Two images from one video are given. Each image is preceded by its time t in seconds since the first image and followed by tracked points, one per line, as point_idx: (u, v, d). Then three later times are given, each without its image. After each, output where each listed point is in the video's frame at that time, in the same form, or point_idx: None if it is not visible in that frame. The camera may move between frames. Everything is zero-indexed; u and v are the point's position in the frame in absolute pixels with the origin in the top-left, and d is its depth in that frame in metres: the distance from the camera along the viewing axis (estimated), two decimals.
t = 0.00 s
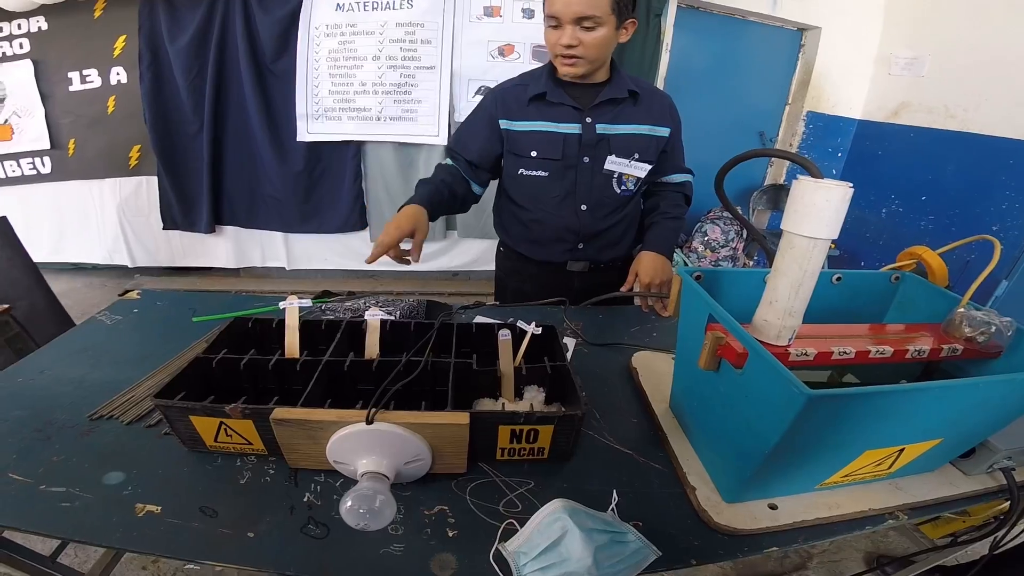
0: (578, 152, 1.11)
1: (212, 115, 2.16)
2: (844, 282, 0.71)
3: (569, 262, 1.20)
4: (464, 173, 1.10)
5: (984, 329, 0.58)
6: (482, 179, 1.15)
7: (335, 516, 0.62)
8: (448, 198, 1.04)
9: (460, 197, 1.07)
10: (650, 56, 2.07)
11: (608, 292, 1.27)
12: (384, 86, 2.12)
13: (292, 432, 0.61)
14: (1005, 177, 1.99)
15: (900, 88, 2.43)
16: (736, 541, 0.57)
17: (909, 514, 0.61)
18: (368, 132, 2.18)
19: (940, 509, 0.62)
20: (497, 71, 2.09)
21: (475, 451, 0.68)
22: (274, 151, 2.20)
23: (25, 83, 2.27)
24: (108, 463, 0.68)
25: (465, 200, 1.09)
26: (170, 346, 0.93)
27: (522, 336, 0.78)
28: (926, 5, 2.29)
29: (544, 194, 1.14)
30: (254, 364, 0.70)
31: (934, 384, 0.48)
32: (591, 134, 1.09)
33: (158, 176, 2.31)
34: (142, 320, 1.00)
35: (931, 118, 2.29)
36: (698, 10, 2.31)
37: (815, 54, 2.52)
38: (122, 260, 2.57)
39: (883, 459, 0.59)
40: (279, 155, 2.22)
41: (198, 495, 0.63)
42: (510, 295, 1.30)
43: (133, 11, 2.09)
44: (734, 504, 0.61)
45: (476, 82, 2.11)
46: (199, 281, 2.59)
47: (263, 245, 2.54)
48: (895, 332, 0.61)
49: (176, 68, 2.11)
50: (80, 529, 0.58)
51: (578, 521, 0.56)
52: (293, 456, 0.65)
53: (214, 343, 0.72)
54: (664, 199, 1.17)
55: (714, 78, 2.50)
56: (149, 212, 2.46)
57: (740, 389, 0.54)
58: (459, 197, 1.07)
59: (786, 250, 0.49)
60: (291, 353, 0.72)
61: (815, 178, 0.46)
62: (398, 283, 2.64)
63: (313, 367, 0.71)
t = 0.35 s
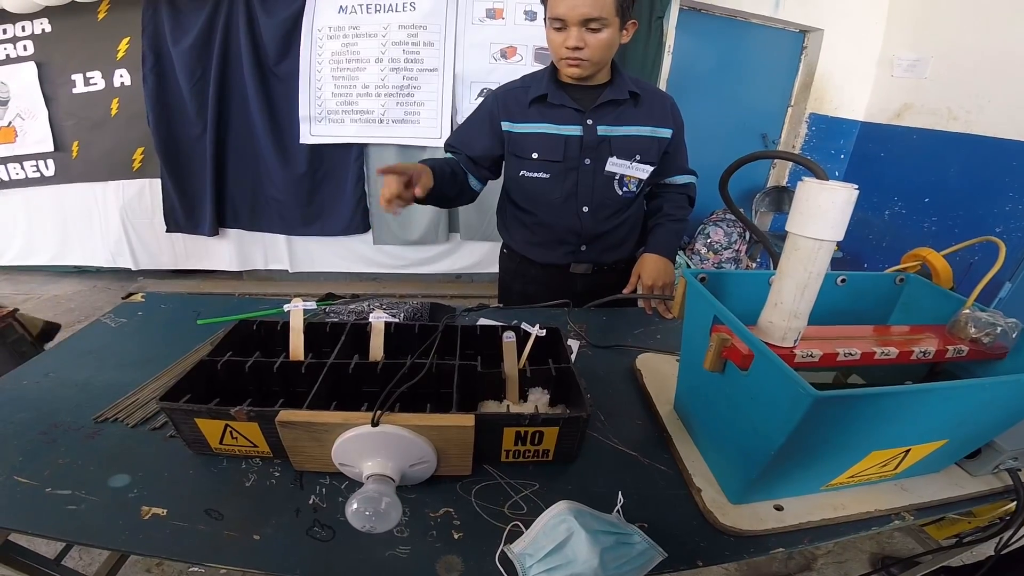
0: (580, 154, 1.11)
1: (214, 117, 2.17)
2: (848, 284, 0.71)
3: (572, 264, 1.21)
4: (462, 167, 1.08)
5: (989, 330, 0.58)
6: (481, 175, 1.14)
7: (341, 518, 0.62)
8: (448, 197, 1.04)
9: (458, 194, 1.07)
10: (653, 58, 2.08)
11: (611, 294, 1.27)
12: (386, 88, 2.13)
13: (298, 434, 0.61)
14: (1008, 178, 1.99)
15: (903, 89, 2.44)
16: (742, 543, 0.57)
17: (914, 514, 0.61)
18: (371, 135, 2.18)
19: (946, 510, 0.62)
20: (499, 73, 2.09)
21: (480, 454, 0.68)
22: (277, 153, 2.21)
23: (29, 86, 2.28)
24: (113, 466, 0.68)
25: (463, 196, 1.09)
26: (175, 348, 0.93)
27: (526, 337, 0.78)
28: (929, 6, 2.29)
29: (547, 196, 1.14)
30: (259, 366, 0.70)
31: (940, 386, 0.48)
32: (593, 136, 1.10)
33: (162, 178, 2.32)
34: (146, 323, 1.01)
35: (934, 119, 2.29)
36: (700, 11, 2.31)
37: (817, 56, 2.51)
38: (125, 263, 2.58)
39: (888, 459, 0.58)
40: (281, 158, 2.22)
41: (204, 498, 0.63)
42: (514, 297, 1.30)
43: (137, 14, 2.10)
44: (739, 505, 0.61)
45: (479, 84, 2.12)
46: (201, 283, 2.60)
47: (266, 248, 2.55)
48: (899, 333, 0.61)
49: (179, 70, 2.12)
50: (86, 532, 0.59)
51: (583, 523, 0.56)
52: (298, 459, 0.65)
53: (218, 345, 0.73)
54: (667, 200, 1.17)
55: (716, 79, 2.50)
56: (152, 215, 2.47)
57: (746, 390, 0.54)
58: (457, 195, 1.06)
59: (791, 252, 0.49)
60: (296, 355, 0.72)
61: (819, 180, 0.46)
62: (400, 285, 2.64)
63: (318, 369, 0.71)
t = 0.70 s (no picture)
0: (580, 156, 1.11)
1: (214, 119, 2.17)
2: (848, 286, 0.71)
3: (572, 266, 1.21)
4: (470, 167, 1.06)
5: (988, 332, 0.58)
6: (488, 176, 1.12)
7: (342, 520, 0.62)
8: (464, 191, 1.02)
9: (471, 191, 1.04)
10: (653, 60, 2.08)
11: (611, 296, 1.27)
12: (386, 90, 2.13)
13: (298, 437, 0.61)
14: (1007, 180, 1.99)
15: (902, 91, 2.44)
16: (743, 544, 0.57)
17: (916, 515, 0.61)
18: (371, 137, 2.19)
19: (946, 511, 0.62)
20: (499, 75, 2.10)
21: (481, 456, 0.68)
22: (277, 155, 2.21)
23: (30, 88, 2.28)
24: (114, 469, 0.68)
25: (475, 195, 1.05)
26: (175, 351, 0.93)
27: (526, 340, 0.78)
28: (928, 8, 2.30)
29: (547, 198, 1.15)
30: (260, 369, 0.70)
31: (941, 387, 0.48)
32: (593, 138, 1.10)
33: (161, 180, 2.32)
34: (147, 325, 1.01)
35: (933, 121, 2.29)
36: (700, 12, 2.31)
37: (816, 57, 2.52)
38: (125, 265, 2.58)
39: (889, 461, 0.58)
40: (281, 160, 2.22)
41: (204, 501, 0.63)
42: (514, 298, 1.31)
43: (137, 15, 2.11)
44: (741, 506, 0.61)
45: (479, 86, 2.12)
46: (201, 285, 2.60)
47: (265, 250, 2.55)
48: (899, 335, 0.61)
49: (179, 72, 2.12)
50: (88, 535, 0.59)
51: (584, 525, 0.57)
52: (299, 461, 0.65)
53: (219, 349, 0.73)
54: (668, 202, 1.17)
55: (715, 81, 2.50)
56: (152, 217, 2.47)
57: (746, 393, 0.54)
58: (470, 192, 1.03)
59: (792, 254, 0.49)
60: (296, 357, 0.72)
61: (820, 182, 0.46)
62: (400, 287, 2.64)
63: (318, 372, 0.71)
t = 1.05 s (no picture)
0: (575, 157, 1.11)
1: (207, 123, 2.16)
2: (841, 284, 0.72)
3: (569, 267, 1.21)
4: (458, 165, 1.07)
5: (981, 329, 0.58)
6: (479, 176, 1.11)
7: (338, 525, 0.62)
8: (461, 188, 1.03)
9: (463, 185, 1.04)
10: (646, 61, 2.08)
11: (608, 296, 1.27)
12: (380, 92, 2.13)
13: (293, 442, 0.61)
14: (1000, 178, 2.00)
15: (895, 89, 2.45)
16: (740, 543, 0.57)
17: (912, 513, 0.61)
18: (366, 139, 2.18)
19: (942, 508, 0.62)
20: (494, 76, 2.10)
21: (477, 459, 0.68)
22: (271, 158, 2.21)
23: (21, 93, 2.28)
24: (109, 475, 0.67)
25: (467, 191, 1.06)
26: (170, 357, 0.92)
27: (521, 341, 0.78)
28: (919, 6, 2.31)
29: (542, 199, 1.15)
30: (253, 374, 0.70)
31: (934, 385, 0.48)
32: (588, 140, 1.10)
33: (154, 184, 2.31)
34: (141, 332, 1.00)
35: (926, 120, 2.30)
36: (693, 12, 2.32)
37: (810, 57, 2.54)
38: (119, 271, 2.57)
39: (884, 459, 0.59)
40: (275, 163, 2.22)
41: (200, 506, 0.63)
42: (511, 300, 1.30)
43: (129, 19, 2.11)
44: (737, 506, 0.61)
45: (473, 88, 2.12)
46: (195, 290, 2.59)
47: (260, 254, 2.54)
48: (893, 333, 0.61)
49: (171, 76, 2.11)
50: (84, 541, 0.58)
51: (581, 526, 0.56)
52: (294, 466, 0.65)
53: (212, 354, 0.72)
54: (662, 202, 1.17)
55: (709, 80, 2.51)
56: (146, 222, 2.46)
57: (740, 392, 0.54)
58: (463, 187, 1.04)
59: (783, 253, 0.49)
60: (290, 362, 0.72)
61: (811, 181, 0.46)
62: (397, 290, 2.64)
63: (312, 377, 0.71)
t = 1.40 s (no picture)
0: (564, 158, 1.12)
1: (194, 125, 2.15)
2: (827, 282, 0.72)
3: (559, 268, 1.21)
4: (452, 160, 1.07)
5: (966, 326, 0.59)
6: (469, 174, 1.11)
7: (327, 528, 0.61)
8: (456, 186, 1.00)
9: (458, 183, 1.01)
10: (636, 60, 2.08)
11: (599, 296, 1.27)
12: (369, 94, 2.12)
13: (280, 445, 0.60)
14: (986, 176, 2.01)
15: (881, 88, 2.47)
16: (730, 543, 0.57)
17: (901, 512, 0.61)
18: (355, 141, 2.18)
19: (931, 507, 0.62)
20: (484, 77, 2.10)
21: (466, 461, 0.68)
22: (258, 161, 2.20)
23: (5, 96, 2.26)
24: (98, 480, 0.67)
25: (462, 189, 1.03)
26: (156, 362, 0.92)
27: (510, 343, 0.78)
28: (905, 6, 2.32)
29: (532, 199, 1.15)
30: (240, 379, 0.69)
31: (917, 384, 0.48)
32: (576, 141, 1.10)
33: (141, 187, 2.30)
34: (128, 337, 0.99)
35: (914, 118, 2.32)
36: (682, 11, 2.32)
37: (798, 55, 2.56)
38: (106, 275, 2.55)
39: (872, 458, 0.59)
40: (263, 166, 2.21)
41: (189, 510, 0.63)
42: (502, 302, 1.30)
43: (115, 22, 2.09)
44: (726, 505, 0.61)
45: (463, 88, 2.12)
46: (184, 294, 2.57)
47: (249, 257, 2.53)
48: (879, 331, 0.62)
49: (157, 78, 2.10)
50: (75, 545, 0.58)
51: (571, 527, 0.56)
52: (282, 470, 0.64)
53: (198, 359, 0.72)
54: (650, 203, 1.18)
55: (699, 80, 2.51)
56: (133, 225, 2.44)
57: (726, 391, 0.54)
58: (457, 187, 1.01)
59: (767, 253, 0.49)
60: (278, 366, 0.71)
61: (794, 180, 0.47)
62: (388, 292, 2.63)
63: (299, 380, 0.70)
